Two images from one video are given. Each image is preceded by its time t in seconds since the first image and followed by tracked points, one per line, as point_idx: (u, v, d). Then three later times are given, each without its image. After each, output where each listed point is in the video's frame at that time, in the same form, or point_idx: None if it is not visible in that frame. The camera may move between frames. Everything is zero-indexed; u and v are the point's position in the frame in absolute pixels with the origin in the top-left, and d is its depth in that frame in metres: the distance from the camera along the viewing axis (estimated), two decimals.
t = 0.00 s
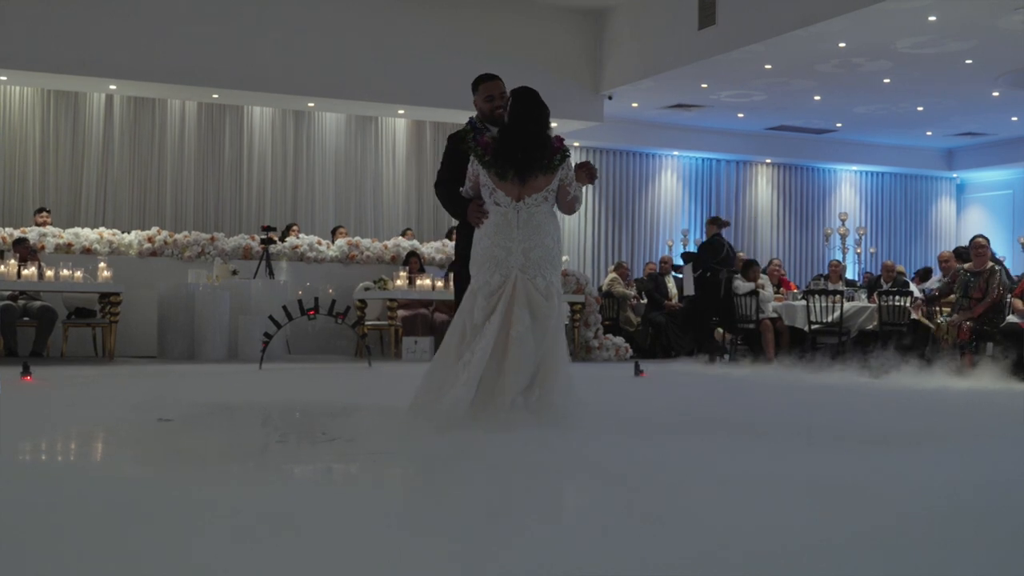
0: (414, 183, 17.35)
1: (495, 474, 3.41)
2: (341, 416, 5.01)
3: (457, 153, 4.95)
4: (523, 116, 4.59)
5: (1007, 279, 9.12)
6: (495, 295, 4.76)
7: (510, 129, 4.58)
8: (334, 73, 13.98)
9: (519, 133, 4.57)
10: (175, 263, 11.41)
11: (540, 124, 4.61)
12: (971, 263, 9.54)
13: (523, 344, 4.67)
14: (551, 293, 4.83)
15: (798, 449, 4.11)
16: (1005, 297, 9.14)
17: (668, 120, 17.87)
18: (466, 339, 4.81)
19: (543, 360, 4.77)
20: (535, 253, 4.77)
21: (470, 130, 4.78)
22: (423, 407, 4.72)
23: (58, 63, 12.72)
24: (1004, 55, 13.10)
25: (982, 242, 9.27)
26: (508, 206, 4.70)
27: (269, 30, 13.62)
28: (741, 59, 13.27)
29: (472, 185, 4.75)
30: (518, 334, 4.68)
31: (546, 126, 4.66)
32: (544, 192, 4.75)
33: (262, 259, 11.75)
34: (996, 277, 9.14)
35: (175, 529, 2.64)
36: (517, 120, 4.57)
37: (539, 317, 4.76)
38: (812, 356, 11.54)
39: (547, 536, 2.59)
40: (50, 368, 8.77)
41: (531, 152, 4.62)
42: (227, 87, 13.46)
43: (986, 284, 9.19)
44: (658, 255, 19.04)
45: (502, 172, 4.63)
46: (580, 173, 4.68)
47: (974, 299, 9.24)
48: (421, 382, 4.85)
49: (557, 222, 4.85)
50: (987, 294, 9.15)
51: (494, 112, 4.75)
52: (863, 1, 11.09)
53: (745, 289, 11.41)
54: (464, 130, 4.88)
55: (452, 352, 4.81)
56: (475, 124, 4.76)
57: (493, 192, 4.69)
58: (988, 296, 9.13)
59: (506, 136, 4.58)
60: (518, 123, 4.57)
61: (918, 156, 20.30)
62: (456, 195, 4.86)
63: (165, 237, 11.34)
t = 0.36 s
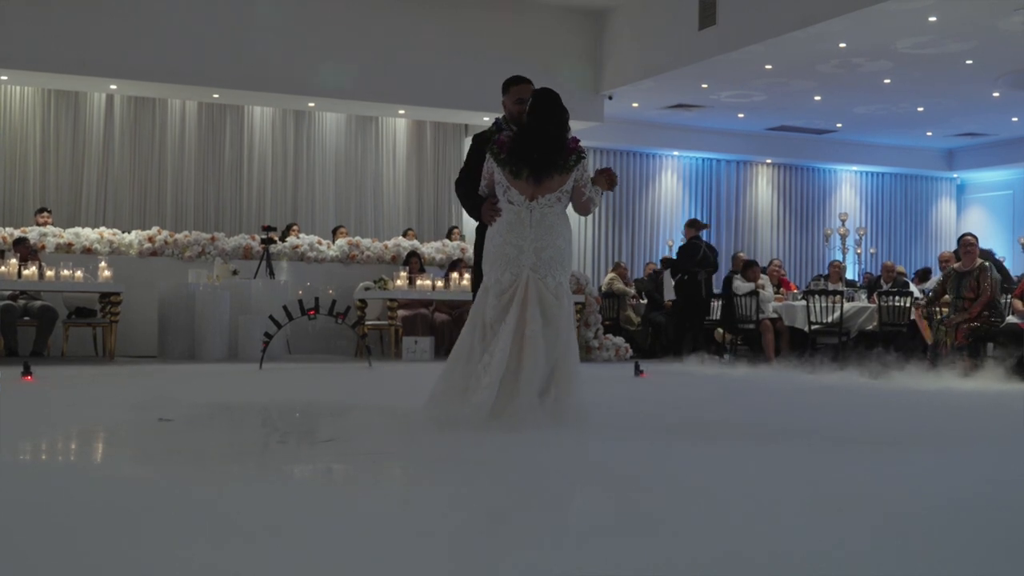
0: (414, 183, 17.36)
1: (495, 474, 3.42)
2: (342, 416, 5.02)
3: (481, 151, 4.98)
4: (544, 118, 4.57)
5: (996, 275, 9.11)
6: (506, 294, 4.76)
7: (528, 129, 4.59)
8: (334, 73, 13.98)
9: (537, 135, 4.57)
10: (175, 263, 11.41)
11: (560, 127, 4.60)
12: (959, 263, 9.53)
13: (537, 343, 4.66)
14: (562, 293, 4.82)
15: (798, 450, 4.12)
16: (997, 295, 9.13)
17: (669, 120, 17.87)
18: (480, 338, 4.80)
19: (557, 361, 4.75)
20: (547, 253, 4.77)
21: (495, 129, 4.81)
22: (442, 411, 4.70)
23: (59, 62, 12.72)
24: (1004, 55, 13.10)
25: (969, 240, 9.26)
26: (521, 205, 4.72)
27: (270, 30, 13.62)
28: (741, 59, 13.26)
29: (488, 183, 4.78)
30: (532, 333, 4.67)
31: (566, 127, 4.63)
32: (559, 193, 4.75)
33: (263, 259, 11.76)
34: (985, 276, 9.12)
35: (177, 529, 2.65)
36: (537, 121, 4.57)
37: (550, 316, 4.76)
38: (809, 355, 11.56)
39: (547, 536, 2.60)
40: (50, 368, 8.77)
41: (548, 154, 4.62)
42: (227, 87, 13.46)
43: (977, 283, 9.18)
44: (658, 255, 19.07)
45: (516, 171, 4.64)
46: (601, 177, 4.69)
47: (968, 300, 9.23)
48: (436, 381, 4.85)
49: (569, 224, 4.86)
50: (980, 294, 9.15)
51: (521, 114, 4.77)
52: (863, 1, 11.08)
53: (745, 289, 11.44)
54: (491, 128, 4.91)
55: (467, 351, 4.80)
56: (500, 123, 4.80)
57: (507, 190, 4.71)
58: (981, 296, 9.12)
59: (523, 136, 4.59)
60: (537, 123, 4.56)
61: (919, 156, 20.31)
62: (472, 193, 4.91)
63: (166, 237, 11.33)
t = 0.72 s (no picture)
0: (414, 184, 17.37)
1: (494, 475, 3.43)
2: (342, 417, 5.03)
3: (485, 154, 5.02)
4: (545, 122, 4.60)
5: (1007, 281, 9.14)
6: (508, 296, 4.75)
7: (529, 131, 4.61)
8: (335, 74, 13.98)
9: (539, 138, 4.59)
10: (175, 264, 11.41)
11: (562, 129, 4.62)
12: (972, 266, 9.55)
13: (542, 345, 4.66)
14: (564, 294, 4.82)
15: (797, 451, 4.13)
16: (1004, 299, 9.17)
17: (669, 121, 17.88)
18: (485, 340, 4.79)
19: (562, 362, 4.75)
20: (549, 254, 4.78)
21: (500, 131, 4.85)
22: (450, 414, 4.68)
23: (59, 63, 12.72)
24: (1004, 56, 13.10)
25: (986, 245, 9.24)
26: (522, 207, 4.73)
27: (269, 31, 13.63)
28: (741, 60, 13.26)
29: (488, 184, 4.81)
30: (535, 333, 4.67)
31: (567, 132, 4.66)
32: (559, 195, 4.76)
33: (263, 260, 11.76)
34: (996, 281, 9.15)
35: (180, 529, 2.66)
36: (538, 124, 4.59)
37: (552, 317, 4.76)
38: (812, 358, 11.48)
39: (549, 537, 2.61)
40: (49, 368, 8.77)
41: (549, 156, 4.64)
42: (227, 88, 13.47)
43: (986, 286, 9.22)
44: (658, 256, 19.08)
45: (516, 173, 4.66)
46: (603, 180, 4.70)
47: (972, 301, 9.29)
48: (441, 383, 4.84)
49: (569, 226, 4.87)
50: (987, 296, 9.19)
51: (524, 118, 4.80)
52: (863, 3, 11.09)
53: (744, 291, 11.47)
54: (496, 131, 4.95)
55: (471, 354, 4.80)
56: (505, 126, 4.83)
57: (508, 192, 4.73)
58: (988, 299, 9.16)
59: (524, 137, 4.61)
60: (538, 125, 4.58)
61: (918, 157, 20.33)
62: (473, 195, 4.93)
63: (166, 238, 11.33)
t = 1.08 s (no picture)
0: (414, 184, 17.37)
1: (494, 474, 3.44)
2: (342, 417, 5.03)
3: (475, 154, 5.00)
4: (540, 123, 4.57)
5: (1012, 281, 9.14)
6: (506, 296, 4.76)
7: (524, 129, 4.60)
8: (334, 74, 13.98)
9: (535, 137, 4.58)
10: (175, 264, 11.41)
11: (556, 130, 4.61)
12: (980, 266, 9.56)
13: (541, 344, 4.67)
14: (560, 293, 4.84)
15: (797, 450, 4.13)
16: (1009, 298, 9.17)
17: (669, 121, 17.88)
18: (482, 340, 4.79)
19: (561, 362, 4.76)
20: (545, 253, 4.80)
21: (492, 130, 4.84)
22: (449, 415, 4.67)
23: (59, 63, 12.72)
24: (1004, 56, 13.09)
25: (994, 246, 9.24)
26: (518, 206, 4.73)
27: (269, 31, 13.63)
28: (741, 60, 13.25)
29: (482, 184, 4.78)
30: (535, 333, 4.68)
31: (562, 131, 4.65)
32: (553, 195, 4.78)
33: (263, 260, 11.76)
34: (1001, 280, 9.15)
35: (181, 529, 2.66)
36: (532, 123, 4.57)
37: (549, 317, 4.77)
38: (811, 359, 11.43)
39: (550, 536, 2.62)
40: (50, 369, 8.78)
41: (545, 155, 4.64)
42: (227, 89, 13.47)
43: (991, 285, 9.21)
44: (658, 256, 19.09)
45: (513, 172, 4.65)
46: (593, 179, 4.75)
47: (977, 300, 9.28)
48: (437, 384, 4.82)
49: (562, 226, 4.90)
50: (992, 295, 9.18)
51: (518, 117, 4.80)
52: (863, 3, 11.09)
53: (744, 291, 11.47)
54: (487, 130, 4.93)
55: (469, 354, 4.79)
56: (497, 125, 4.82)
57: (502, 192, 4.72)
58: (992, 297, 9.16)
59: (519, 137, 4.60)
60: (533, 123, 4.57)
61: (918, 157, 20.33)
62: (466, 196, 4.93)
63: (165, 238, 11.33)
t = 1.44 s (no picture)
0: (414, 183, 17.36)
1: (491, 474, 3.42)
2: (339, 416, 5.02)
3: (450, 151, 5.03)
4: (511, 118, 4.62)
5: (1013, 279, 9.11)
6: (487, 294, 4.77)
7: (495, 126, 4.64)
8: (335, 72, 13.98)
9: (507, 133, 4.62)
10: (175, 262, 11.41)
11: (528, 123, 4.65)
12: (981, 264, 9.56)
13: (526, 342, 4.66)
14: (541, 291, 4.85)
15: (796, 450, 4.12)
16: (1009, 297, 9.16)
17: (669, 120, 17.87)
18: (463, 340, 4.76)
19: (548, 359, 4.78)
20: (526, 251, 4.82)
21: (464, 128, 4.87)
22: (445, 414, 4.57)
23: (59, 61, 12.72)
24: (1005, 55, 13.08)
25: (993, 243, 9.23)
26: (497, 204, 4.75)
27: (270, 29, 13.63)
28: (742, 59, 13.25)
29: (458, 183, 4.80)
30: (520, 331, 4.68)
31: (533, 124, 4.69)
32: (532, 191, 4.81)
33: (263, 258, 11.76)
34: (1001, 279, 9.14)
35: (180, 528, 2.65)
36: (503, 119, 4.62)
37: (532, 314, 4.77)
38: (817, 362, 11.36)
39: (547, 535, 2.60)
40: (50, 367, 8.79)
41: (519, 150, 4.67)
42: (227, 87, 13.47)
43: (991, 283, 9.20)
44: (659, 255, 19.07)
45: (489, 170, 4.69)
46: (566, 172, 4.73)
47: (978, 298, 9.28)
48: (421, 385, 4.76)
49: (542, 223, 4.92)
50: (992, 293, 9.17)
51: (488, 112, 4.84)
52: (863, 2, 11.09)
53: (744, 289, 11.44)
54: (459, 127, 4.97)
55: (451, 353, 4.74)
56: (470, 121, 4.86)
57: (481, 190, 4.74)
58: (992, 296, 9.15)
59: (491, 134, 4.64)
60: (503, 120, 4.60)
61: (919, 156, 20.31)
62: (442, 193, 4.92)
63: (166, 237, 11.33)
